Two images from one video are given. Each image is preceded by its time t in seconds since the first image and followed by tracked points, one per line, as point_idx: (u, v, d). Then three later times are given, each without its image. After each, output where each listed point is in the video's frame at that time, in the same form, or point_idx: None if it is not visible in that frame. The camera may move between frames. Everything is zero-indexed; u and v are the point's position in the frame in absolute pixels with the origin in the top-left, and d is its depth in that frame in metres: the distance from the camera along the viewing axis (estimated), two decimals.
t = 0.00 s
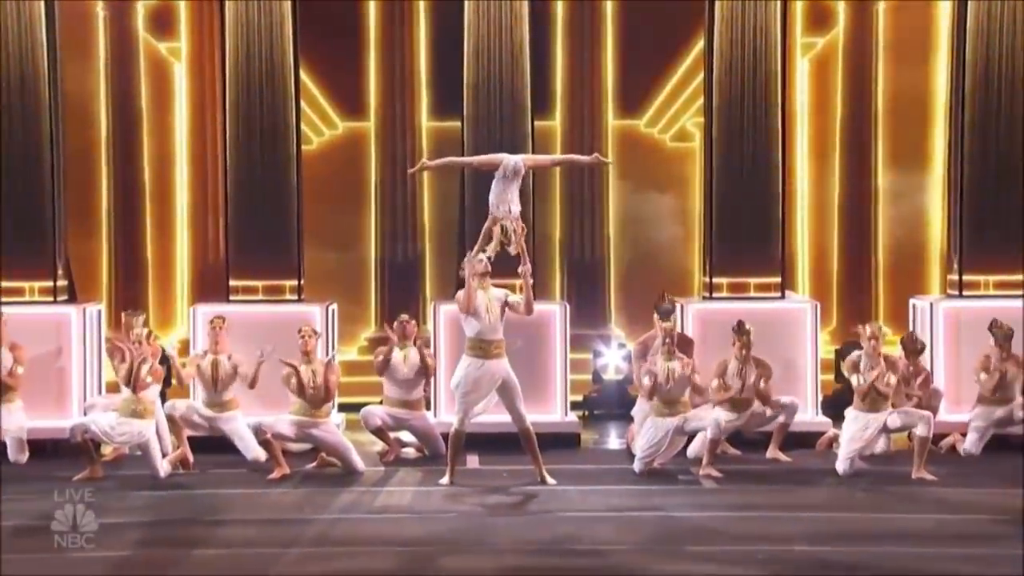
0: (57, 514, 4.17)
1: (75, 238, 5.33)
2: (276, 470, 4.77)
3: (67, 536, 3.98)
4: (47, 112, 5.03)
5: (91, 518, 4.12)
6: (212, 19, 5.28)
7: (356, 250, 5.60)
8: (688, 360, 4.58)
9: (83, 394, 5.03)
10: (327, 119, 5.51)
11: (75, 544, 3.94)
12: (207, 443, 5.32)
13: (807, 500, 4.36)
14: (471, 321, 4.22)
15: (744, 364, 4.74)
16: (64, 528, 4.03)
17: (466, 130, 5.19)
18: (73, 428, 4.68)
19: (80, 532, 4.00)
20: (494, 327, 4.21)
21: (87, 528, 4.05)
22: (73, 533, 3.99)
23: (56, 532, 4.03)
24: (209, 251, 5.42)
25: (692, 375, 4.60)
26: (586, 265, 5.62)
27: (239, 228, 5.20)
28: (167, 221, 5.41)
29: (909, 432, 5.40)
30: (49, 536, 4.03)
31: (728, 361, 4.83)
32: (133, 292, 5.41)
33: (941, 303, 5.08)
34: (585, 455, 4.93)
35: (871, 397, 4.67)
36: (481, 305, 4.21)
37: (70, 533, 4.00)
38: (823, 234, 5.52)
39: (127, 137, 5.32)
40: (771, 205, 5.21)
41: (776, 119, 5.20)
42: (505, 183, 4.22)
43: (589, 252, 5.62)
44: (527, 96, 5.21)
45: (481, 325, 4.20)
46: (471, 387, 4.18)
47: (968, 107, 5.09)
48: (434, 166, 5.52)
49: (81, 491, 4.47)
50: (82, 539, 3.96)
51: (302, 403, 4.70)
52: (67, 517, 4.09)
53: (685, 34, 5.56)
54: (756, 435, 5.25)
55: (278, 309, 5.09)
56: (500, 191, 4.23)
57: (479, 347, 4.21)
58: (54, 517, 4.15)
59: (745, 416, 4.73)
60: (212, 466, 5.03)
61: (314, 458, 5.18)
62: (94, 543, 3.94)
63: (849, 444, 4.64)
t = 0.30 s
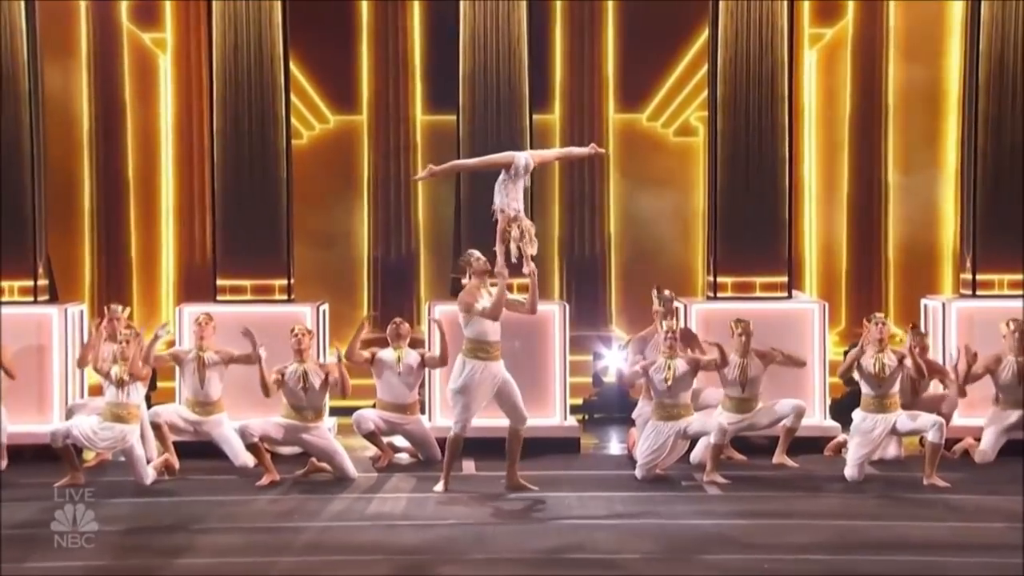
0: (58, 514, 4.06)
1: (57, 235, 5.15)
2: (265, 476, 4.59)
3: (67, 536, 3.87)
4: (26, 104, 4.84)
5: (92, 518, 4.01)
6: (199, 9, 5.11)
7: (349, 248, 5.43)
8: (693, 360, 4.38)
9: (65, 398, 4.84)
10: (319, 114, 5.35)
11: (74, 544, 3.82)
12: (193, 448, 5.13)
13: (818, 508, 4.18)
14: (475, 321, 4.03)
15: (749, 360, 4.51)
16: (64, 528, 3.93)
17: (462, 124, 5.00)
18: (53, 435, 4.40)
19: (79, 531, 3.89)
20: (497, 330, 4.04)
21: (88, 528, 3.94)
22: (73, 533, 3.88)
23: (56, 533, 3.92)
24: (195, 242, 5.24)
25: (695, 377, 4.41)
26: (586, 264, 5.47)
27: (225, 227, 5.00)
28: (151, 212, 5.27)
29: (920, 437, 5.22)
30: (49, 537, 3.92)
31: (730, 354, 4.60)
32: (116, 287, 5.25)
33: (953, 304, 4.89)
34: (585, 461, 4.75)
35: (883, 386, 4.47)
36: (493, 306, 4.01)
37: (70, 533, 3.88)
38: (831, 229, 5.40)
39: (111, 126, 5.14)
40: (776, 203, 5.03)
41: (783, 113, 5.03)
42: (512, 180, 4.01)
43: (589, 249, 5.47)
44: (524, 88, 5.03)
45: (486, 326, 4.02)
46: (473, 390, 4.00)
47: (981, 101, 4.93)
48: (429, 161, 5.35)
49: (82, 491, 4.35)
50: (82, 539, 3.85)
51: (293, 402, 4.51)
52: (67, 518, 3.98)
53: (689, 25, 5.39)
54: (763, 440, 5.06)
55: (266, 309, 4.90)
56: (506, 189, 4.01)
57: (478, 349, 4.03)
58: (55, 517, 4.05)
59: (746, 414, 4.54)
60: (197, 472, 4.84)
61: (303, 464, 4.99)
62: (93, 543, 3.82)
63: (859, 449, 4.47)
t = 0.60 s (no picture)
0: (58, 514, 3.99)
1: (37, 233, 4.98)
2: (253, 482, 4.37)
3: (67, 536, 3.79)
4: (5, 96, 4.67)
5: (91, 518, 3.94)
6: None
7: (340, 246, 5.26)
8: (693, 359, 4.21)
9: (44, 400, 4.65)
10: (308, 107, 5.18)
11: (75, 544, 3.75)
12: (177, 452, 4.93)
13: (829, 515, 3.99)
14: (501, 321, 3.82)
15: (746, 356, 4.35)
16: (63, 528, 3.85)
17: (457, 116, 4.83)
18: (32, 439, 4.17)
19: (80, 531, 3.81)
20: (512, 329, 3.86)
21: (88, 528, 3.86)
22: (72, 533, 3.80)
23: (56, 533, 3.84)
24: (181, 237, 5.12)
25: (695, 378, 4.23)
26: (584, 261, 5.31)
27: (212, 223, 4.84)
28: (136, 207, 5.08)
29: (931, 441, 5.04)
30: (48, 536, 3.84)
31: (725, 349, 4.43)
32: (99, 284, 5.08)
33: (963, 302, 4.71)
34: (583, 466, 4.57)
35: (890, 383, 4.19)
36: (519, 306, 3.81)
37: (70, 533, 3.80)
38: (837, 224, 5.24)
39: (93, 122, 4.97)
40: (782, 199, 4.87)
41: (790, 106, 4.85)
42: (526, 177, 3.93)
43: (588, 247, 5.32)
44: (521, 80, 4.86)
45: (504, 325, 3.84)
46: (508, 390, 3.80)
47: (996, 95, 4.75)
48: (423, 155, 5.19)
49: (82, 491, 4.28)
50: (83, 539, 3.78)
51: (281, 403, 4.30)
52: (67, 517, 3.90)
53: (691, 17, 5.21)
54: (768, 445, 4.88)
55: (252, 309, 4.72)
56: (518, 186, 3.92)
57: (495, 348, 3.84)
58: (54, 517, 3.97)
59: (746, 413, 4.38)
60: (181, 477, 4.65)
61: (291, 469, 4.80)
62: (94, 543, 3.75)
63: (864, 457, 4.23)
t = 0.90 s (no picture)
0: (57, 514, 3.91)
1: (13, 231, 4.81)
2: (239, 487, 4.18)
3: (67, 536, 3.72)
4: None
5: (92, 518, 3.87)
6: None
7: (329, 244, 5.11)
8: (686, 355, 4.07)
9: (21, 404, 4.49)
10: (295, 101, 5.03)
11: (75, 544, 3.68)
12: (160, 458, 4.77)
13: (836, 522, 3.84)
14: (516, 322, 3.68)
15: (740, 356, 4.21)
16: (64, 528, 3.78)
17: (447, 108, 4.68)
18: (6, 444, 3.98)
19: (80, 531, 3.74)
20: (522, 328, 3.72)
21: (89, 527, 3.80)
22: (73, 533, 3.73)
23: (56, 532, 3.78)
24: (162, 235, 5.01)
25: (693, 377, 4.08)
26: (579, 261, 5.17)
27: (194, 221, 4.67)
28: (115, 207, 4.97)
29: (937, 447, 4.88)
30: (48, 537, 3.77)
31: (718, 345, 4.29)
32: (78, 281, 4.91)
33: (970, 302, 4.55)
34: (580, 472, 4.42)
35: (891, 383, 4.02)
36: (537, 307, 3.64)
37: (70, 533, 3.74)
38: (840, 220, 5.11)
39: (71, 117, 4.81)
40: (785, 196, 4.71)
41: (792, 101, 4.70)
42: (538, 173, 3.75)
43: (583, 245, 5.17)
44: (515, 73, 4.70)
45: (517, 328, 3.69)
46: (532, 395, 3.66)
47: (1004, 89, 4.60)
48: (413, 149, 5.04)
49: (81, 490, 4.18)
50: (83, 539, 3.71)
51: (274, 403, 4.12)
52: (67, 517, 3.83)
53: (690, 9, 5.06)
54: (769, 449, 4.73)
55: (235, 310, 4.56)
56: (528, 183, 3.75)
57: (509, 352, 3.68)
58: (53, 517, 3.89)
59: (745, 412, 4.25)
60: (164, 483, 4.49)
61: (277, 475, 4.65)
62: (95, 543, 3.68)
63: (867, 462, 4.09)
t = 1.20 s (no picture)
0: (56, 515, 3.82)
1: None
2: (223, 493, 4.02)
3: (66, 536, 3.63)
4: None
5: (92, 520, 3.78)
6: None
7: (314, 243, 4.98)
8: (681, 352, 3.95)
9: None
10: (279, 95, 4.91)
11: (74, 544, 3.58)
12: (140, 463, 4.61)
13: (840, 529, 3.70)
14: (527, 324, 3.54)
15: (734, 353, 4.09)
16: (63, 528, 3.69)
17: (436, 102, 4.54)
18: None
19: (80, 531, 3.65)
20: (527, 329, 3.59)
21: (88, 528, 3.70)
22: (72, 533, 3.63)
23: (55, 533, 3.69)
24: (142, 231, 4.93)
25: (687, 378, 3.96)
26: (571, 261, 5.03)
27: (175, 216, 4.51)
28: (93, 205, 4.87)
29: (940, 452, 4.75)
30: (48, 537, 3.68)
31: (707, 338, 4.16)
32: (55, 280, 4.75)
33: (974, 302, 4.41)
34: (573, 478, 4.27)
35: (894, 386, 3.90)
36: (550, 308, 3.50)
37: (70, 533, 3.64)
38: (841, 216, 5.01)
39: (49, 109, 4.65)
40: (783, 192, 4.58)
41: (792, 94, 4.57)
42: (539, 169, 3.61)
43: (576, 245, 5.03)
44: (506, 65, 4.57)
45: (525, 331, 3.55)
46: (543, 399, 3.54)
47: (1008, 84, 4.47)
48: (401, 145, 4.91)
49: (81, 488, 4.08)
50: (83, 539, 3.61)
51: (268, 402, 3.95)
52: (66, 518, 3.74)
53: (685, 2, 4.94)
54: (767, 454, 4.59)
55: (217, 310, 4.41)
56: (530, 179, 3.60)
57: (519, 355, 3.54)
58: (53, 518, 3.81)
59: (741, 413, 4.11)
60: (144, 489, 4.33)
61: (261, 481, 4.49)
62: (94, 543, 3.59)
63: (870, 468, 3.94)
